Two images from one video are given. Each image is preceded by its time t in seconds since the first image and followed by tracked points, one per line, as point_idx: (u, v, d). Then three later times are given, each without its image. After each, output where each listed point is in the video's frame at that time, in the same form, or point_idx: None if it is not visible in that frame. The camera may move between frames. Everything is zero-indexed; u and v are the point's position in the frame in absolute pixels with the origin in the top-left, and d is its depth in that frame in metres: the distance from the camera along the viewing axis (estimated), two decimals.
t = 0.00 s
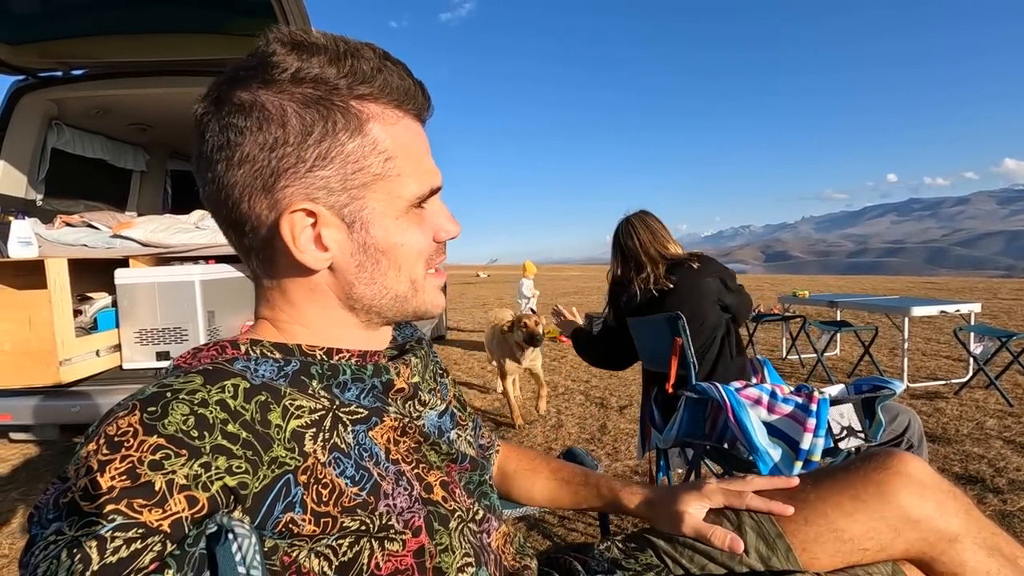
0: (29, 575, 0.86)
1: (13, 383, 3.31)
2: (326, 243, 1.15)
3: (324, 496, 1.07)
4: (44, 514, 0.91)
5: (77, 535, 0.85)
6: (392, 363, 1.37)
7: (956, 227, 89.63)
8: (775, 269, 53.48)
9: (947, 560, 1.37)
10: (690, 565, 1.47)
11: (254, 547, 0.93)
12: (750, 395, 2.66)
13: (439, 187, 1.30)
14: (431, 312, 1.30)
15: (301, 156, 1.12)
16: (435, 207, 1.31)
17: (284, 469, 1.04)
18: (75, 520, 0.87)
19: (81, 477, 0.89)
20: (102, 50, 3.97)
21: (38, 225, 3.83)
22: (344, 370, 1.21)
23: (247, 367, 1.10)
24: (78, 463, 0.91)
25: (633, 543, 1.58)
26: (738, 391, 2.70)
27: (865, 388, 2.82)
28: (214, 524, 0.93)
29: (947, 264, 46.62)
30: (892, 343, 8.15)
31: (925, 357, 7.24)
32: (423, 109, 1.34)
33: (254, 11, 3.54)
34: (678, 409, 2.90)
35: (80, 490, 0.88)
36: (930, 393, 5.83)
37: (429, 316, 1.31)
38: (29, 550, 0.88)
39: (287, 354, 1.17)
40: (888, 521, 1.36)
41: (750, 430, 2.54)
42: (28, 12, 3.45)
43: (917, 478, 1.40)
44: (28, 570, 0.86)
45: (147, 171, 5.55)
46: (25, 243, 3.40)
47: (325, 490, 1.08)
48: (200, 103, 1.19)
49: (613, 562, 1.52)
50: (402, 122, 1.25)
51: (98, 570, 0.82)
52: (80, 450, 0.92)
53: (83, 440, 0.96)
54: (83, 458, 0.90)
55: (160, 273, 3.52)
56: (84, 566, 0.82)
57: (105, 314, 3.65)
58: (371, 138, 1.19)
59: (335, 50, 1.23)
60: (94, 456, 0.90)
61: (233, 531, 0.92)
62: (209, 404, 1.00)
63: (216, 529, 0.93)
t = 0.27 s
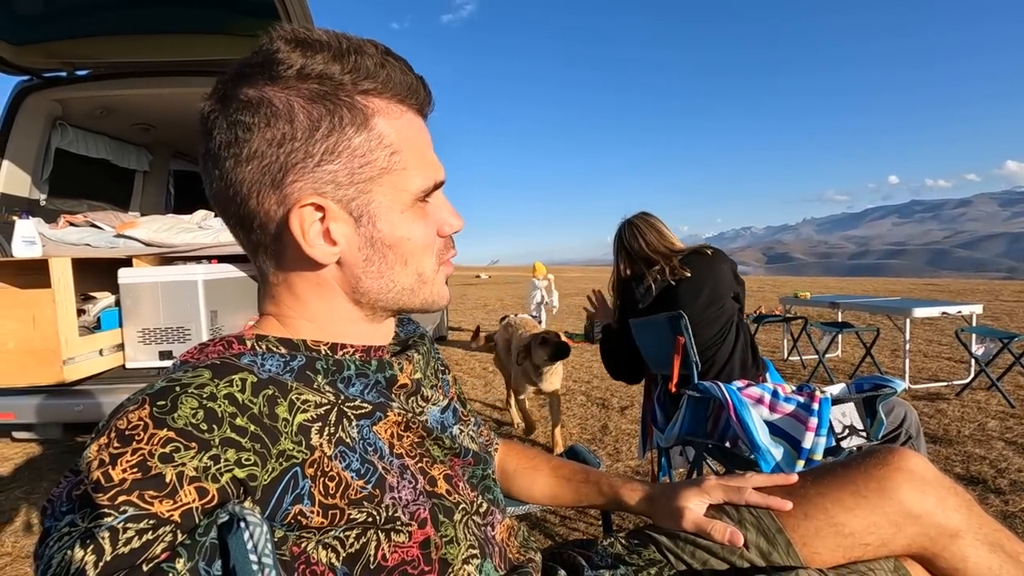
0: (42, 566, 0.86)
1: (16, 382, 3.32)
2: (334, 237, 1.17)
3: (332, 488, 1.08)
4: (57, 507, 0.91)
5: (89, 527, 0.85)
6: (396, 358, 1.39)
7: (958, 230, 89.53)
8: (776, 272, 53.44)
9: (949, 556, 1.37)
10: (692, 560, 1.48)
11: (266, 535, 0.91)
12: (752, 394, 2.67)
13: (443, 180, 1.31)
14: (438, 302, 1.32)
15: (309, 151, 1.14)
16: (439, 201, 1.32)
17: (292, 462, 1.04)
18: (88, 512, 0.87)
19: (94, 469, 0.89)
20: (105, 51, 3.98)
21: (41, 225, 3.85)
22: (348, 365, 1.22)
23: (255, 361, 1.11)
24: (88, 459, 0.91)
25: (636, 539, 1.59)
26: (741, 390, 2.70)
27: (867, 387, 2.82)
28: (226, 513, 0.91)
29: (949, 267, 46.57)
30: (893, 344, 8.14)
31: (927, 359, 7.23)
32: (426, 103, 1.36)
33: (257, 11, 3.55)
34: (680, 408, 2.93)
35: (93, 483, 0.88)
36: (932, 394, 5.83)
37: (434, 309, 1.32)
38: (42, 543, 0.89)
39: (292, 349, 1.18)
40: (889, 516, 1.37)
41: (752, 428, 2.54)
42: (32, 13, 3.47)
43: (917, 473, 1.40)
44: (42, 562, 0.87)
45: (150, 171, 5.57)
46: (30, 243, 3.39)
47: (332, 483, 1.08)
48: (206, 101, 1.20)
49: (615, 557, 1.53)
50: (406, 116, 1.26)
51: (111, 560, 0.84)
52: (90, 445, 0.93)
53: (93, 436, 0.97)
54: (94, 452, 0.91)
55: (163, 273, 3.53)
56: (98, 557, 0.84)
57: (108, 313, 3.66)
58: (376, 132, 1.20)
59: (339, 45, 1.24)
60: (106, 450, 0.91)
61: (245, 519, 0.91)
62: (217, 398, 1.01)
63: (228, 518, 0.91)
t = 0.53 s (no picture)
0: (46, 564, 0.86)
1: (19, 383, 3.33)
2: (344, 239, 1.17)
3: (333, 490, 1.08)
4: (61, 506, 0.91)
5: (92, 526, 0.85)
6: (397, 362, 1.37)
7: (959, 231, 89.42)
8: (778, 273, 53.39)
9: (953, 560, 1.37)
10: (693, 563, 1.48)
11: (268, 537, 0.92)
12: (753, 397, 2.66)
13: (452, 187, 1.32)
14: (438, 310, 1.31)
15: (324, 152, 1.14)
16: (447, 207, 1.33)
17: (294, 463, 1.04)
18: (90, 512, 0.87)
19: (97, 468, 0.89)
20: (108, 52, 3.99)
21: (44, 226, 3.86)
22: (350, 368, 1.22)
23: (258, 362, 1.11)
24: (91, 457, 0.91)
25: (637, 541, 1.59)
26: (742, 392, 2.69)
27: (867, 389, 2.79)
28: (228, 514, 0.92)
29: (950, 268, 46.52)
30: (895, 346, 8.13)
31: (928, 360, 7.23)
32: (439, 109, 1.37)
33: (259, 13, 3.55)
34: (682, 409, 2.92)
35: (96, 483, 0.88)
36: (933, 396, 5.83)
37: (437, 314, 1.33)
38: (47, 540, 0.89)
39: (295, 351, 1.18)
40: (893, 520, 1.37)
41: (754, 431, 2.53)
42: (35, 15, 3.48)
43: (922, 477, 1.40)
44: (46, 559, 0.86)
45: (152, 172, 5.58)
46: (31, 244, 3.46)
47: (333, 485, 1.08)
48: (223, 98, 1.21)
49: (617, 559, 1.53)
50: (419, 122, 1.27)
51: (113, 560, 0.84)
52: (93, 444, 0.92)
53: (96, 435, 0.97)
54: (98, 451, 0.91)
55: (165, 274, 3.54)
56: (101, 556, 0.84)
57: (110, 314, 3.67)
58: (391, 137, 1.21)
59: (356, 50, 1.25)
60: (109, 449, 0.91)
61: (247, 521, 0.91)
62: (221, 399, 1.01)
63: (230, 519, 0.92)
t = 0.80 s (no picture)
0: (59, 563, 0.85)
1: (21, 384, 3.33)
2: (309, 246, 1.18)
3: (344, 490, 1.08)
4: (74, 503, 0.90)
5: (105, 525, 0.85)
6: (404, 366, 1.37)
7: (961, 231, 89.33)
8: (779, 273, 53.37)
9: (949, 555, 1.38)
10: (695, 561, 1.48)
11: (279, 537, 0.92)
12: (755, 397, 2.67)
13: (426, 171, 1.28)
14: (442, 299, 1.30)
15: (266, 161, 1.15)
16: (427, 192, 1.29)
17: (305, 463, 1.05)
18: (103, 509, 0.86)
19: (110, 467, 0.90)
20: (111, 55, 4.00)
21: (46, 228, 3.87)
22: (355, 374, 1.23)
23: (267, 363, 1.13)
24: (105, 455, 0.91)
25: (638, 540, 1.58)
26: (744, 392, 2.69)
27: (870, 389, 2.80)
28: (240, 514, 0.92)
29: (952, 268, 46.47)
30: (897, 346, 8.13)
31: (931, 360, 7.23)
32: (395, 87, 1.32)
33: (260, 15, 3.57)
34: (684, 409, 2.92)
35: (109, 480, 0.88)
36: (936, 396, 5.83)
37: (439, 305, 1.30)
38: (59, 539, 0.88)
39: (301, 354, 1.19)
40: (890, 517, 1.37)
41: (756, 431, 2.52)
42: (38, 17, 3.50)
43: (918, 474, 1.41)
44: (59, 557, 0.86)
45: (154, 174, 5.59)
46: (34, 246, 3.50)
47: (344, 485, 1.08)
48: (173, 122, 1.23)
49: (618, 560, 1.52)
50: (368, 107, 1.23)
51: (126, 558, 0.84)
52: (107, 442, 0.93)
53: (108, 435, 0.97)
54: (110, 450, 0.92)
55: (168, 275, 3.55)
56: (114, 553, 0.84)
57: (112, 317, 3.68)
58: (336, 129, 1.18)
59: (291, 44, 1.22)
60: (123, 448, 0.92)
61: (258, 520, 0.91)
62: (232, 398, 1.02)
63: (241, 519, 0.92)
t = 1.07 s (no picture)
0: (73, 563, 0.85)
1: (27, 384, 3.35)
2: (310, 241, 1.20)
3: (355, 489, 1.10)
4: (86, 503, 0.89)
5: (121, 522, 0.86)
6: (410, 368, 1.39)
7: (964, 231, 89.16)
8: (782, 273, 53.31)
9: (949, 552, 1.38)
10: (697, 558, 1.49)
11: (293, 531, 0.91)
12: (757, 396, 2.67)
13: (427, 164, 1.28)
14: (448, 293, 1.29)
15: (264, 158, 1.18)
16: (430, 185, 1.28)
17: (315, 462, 1.07)
18: (118, 506, 0.87)
19: (123, 468, 0.91)
20: (115, 57, 4.03)
21: (51, 229, 3.89)
22: (361, 378, 1.23)
23: (273, 364, 1.14)
24: (117, 455, 0.93)
25: (641, 537, 1.59)
26: (746, 392, 2.70)
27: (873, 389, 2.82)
28: (254, 509, 0.92)
29: (955, 268, 46.39)
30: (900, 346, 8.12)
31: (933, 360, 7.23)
32: (395, 82, 1.33)
33: (264, 16, 3.59)
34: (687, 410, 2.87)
35: (123, 480, 0.90)
36: (939, 396, 5.82)
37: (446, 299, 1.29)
38: (74, 537, 0.88)
39: (307, 356, 1.20)
40: (891, 513, 1.38)
41: (758, 430, 2.53)
42: (44, 19, 3.53)
43: (918, 470, 1.42)
44: (73, 558, 0.86)
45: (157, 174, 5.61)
46: (39, 246, 3.51)
47: (355, 483, 1.10)
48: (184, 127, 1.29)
49: (622, 557, 1.53)
50: (365, 101, 1.24)
51: (141, 555, 0.86)
52: (118, 443, 0.95)
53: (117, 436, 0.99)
54: (122, 451, 0.93)
55: (172, 275, 3.57)
56: (128, 551, 0.85)
57: (117, 316, 3.69)
58: (331, 123, 1.19)
59: (291, 46, 1.25)
60: (134, 448, 0.93)
61: (272, 515, 0.91)
62: (240, 399, 1.04)
63: (256, 514, 0.92)
